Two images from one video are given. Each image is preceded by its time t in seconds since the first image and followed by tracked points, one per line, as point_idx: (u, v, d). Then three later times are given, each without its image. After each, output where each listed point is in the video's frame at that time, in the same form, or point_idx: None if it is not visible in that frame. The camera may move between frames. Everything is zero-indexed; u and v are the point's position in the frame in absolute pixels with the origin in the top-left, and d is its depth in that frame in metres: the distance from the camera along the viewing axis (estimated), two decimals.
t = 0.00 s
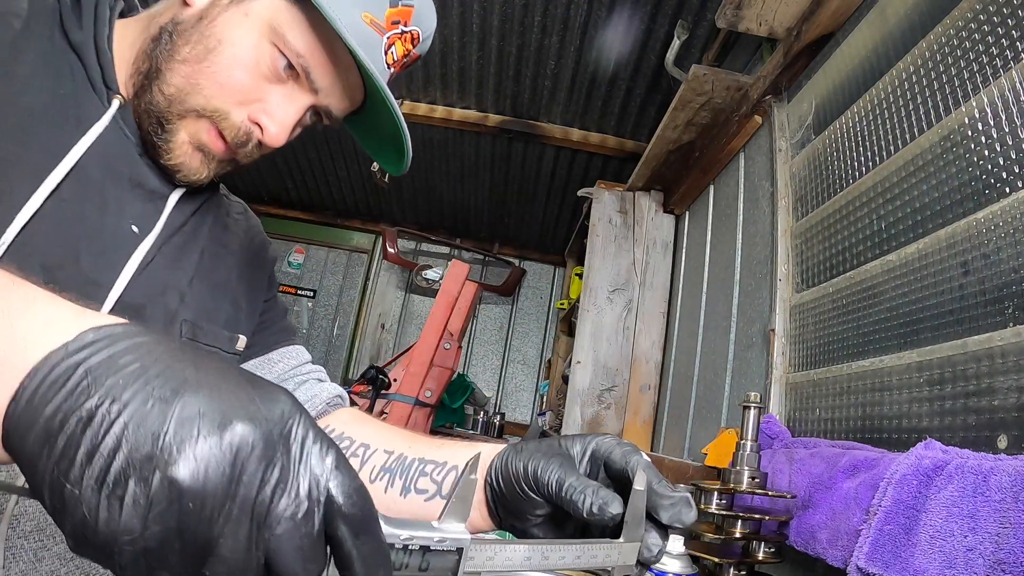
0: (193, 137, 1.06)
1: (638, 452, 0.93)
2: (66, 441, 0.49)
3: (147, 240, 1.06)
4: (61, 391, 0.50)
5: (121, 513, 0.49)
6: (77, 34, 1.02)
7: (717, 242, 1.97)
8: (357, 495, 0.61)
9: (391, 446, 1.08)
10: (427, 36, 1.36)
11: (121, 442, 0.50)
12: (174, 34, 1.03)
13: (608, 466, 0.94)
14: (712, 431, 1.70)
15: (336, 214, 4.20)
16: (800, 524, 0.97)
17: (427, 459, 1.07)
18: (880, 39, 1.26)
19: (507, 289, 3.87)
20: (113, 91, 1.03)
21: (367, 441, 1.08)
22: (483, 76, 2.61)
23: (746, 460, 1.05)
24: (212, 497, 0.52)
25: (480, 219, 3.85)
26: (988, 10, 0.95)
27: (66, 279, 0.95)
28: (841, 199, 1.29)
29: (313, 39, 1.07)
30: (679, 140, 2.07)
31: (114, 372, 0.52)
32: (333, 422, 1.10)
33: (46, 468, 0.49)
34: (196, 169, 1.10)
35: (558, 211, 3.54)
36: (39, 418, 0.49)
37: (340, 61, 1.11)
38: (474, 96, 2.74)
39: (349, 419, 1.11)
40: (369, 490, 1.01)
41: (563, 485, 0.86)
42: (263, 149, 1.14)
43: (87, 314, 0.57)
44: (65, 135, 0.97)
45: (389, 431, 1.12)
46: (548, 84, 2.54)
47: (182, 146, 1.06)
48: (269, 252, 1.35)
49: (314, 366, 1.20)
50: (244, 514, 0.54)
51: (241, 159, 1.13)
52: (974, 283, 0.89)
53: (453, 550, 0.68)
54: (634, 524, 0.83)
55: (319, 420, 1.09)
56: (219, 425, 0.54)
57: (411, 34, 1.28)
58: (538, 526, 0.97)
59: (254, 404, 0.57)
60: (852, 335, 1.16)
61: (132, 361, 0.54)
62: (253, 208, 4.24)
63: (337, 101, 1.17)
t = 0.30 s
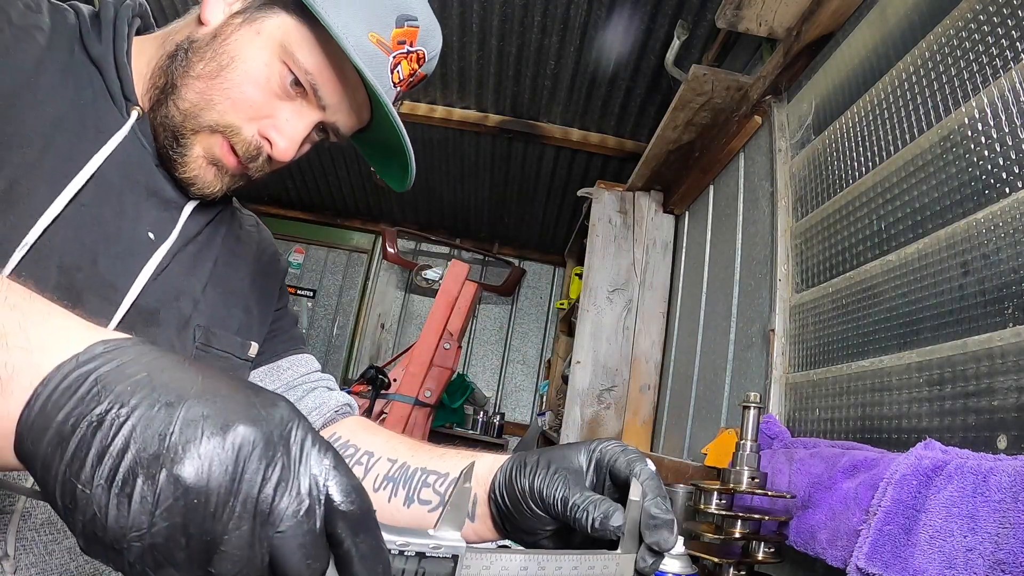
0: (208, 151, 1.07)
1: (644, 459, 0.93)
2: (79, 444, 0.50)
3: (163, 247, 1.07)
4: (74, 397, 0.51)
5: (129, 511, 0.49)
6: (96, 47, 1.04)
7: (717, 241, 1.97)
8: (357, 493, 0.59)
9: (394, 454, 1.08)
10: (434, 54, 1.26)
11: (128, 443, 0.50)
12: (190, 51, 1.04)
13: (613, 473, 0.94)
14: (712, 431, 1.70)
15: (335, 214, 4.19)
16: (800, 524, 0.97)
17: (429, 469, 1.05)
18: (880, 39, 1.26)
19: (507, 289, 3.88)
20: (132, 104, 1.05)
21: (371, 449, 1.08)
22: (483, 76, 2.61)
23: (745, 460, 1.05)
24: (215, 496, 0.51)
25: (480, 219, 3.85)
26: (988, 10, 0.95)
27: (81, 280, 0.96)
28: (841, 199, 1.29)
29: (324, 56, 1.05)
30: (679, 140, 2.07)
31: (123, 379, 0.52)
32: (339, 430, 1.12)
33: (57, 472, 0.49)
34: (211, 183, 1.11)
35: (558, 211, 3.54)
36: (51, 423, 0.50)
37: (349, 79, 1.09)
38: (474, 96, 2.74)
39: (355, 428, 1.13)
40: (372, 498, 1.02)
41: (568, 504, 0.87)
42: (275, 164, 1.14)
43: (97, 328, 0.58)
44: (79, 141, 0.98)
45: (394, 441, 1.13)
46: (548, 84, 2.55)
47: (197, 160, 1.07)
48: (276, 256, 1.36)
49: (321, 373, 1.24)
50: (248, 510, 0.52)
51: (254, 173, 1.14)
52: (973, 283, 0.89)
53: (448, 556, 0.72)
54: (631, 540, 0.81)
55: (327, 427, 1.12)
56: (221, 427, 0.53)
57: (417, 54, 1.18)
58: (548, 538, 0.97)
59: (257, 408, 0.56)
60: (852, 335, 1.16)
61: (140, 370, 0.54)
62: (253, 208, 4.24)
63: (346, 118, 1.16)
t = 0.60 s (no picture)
0: (208, 154, 1.07)
1: (642, 461, 0.93)
2: (87, 435, 0.52)
3: (165, 249, 1.07)
4: (82, 390, 0.53)
5: (134, 500, 0.51)
6: (99, 51, 1.04)
7: (717, 241, 1.97)
8: (349, 487, 0.61)
9: (391, 458, 1.08)
10: (434, 58, 1.26)
11: (133, 435, 0.52)
12: (191, 55, 1.05)
13: (612, 478, 0.94)
14: (712, 431, 1.70)
15: (335, 214, 4.19)
16: (800, 525, 0.97)
17: (425, 475, 1.05)
18: (880, 39, 1.26)
19: (507, 289, 3.87)
20: (134, 105, 1.06)
21: (368, 452, 1.08)
22: (483, 76, 2.61)
23: (745, 460, 1.05)
24: (214, 489, 0.54)
25: (480, 219, 3.85)
26: (988, 9, 0.95)
27: (83, 281, 0.96)
28: (841, 199, 1.29)
29: (321, 59, 1.05)
30: (679, 140, 2.07)
31: (129, 373, 0.54)
32: (338, 431, 1.11)
33: (68, 461, 0.52)
34: (211, 187, 1.11)
35: (558, 211, 3.54)
36: (61, 415, 0.52)
37: (347, 83, 1.09)
38: (474, 95, 2.74)
39: (354, 429, 1.13)
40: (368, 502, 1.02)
41: (569, 514, 0.87)
42: (274, 167, 1.14)
43: (106, 321, 0.60)
44: (83, 143, 0.98)
45: (392, 444, 1.13)
46: (548, 84, 2.55)
47: (198, 164, 1.07)
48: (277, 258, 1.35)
49: (320, 373, 1.24)
50: (245, 502, 0.55)
51: (254, 177, 1.14)
52: (973, 284, 0.89)
53: (443, 552, 0.73)
54: (633, 547, 0.81)
55: (326, 427, 1.11)
56: (221, 422, 0.55)
57: (417, 58, 1.18)
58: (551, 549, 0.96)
59: (255, 404, 0.58)
60: (852, 335, 1.16)
61: (145, 364, 0.55)
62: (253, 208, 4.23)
63: (344, 122, 1.15)
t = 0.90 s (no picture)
0: (206, 155, 1.07)
1: (642, 461, 0.93)
2: (80, 430, 0.52)
3: (163, 250, 1.07)
4: (76, 384, 0.52)
5: (125, 493, 0.51)
6: (98, 51, 1.05)
7: (717, 241, 1.97)
8: (342, 480, 0.60)
9: (391, 459, 1.08)
10: (433, 62, 1.26)
11: (123, 429, 0.52)
12: (189, 55, 1.05)
13: (611, 478, 0.94)
14: (712, 431, 1.70)
15: (336, 214, 4.19)
16: (800, 525, 0.97)
17: (425, 476, 1.05)
18: (880, 39, 1.26)
19: (507, 289, 3.87)
20: (131, 106, 1.05)
21: (368, 453, 1.08)
22: (483, 76, 2.61)
23: (745, 460, 1.05)
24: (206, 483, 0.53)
25: (480, 219, 3.85)
26: (988, 9, 0.95)
27: (81, 283, 0.96)
28: (841, 198, 1.29)
29: (318, 60, 1.05)
30: (679, 140, 2.07)
31: (121, 368, 0.54)
32: (336, 432, 1.11)
33: (62, 454, 0.52)
34: (209, 188, 1.11)
35: (558, 211, 3.54)
36: (56, 409, 0.52)
37: (344, 85, 1.09)
38: (474, 96, 2.74)
39: (353, 430, 1.13)
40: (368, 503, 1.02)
41: (571, 514, 0.87)
42: (271, 168, 1.14)
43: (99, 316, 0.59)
44: (81, 143, 0.98)
45: (392, 445, 1.12)
46: (548, 84, 2.55)
47: (195, 164, 1.07)
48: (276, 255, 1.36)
49: (321, 373, 1.23)
50: (236, 493, 0.55)
51: (251, 178, 1.14)
52: (973, 283, 0.89)
53: (441, 551, 0.74)
54: (634, 548, 0.81)
55: (324, 428, 1.12)
56: (212, 415, 0.55)
57: (416, 61, 1.18)
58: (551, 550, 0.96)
59: (246, 399, 0.58)
60: (852, 335, 1.16)
61: (138, 360, 0.55)
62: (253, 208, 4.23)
63: (341, 124, 1.15)
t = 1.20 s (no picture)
0: (205, 155, 1.07)
1: (643, 463, 0.93)
2: (42, 392, 0.56)
3: (161, 250, 1.07)
4: (43, 348, 0.57)
5: (71, 454, 0.55)
6: (96, 49, 1.05)
7: (716, 241, 1.97)
8: (270, 475, 0.66)
9: (393, 459, 1.08)
10: (434, 65, 1.26)
11: (79, 395, 0.56)
12: (188, 55, 1.05)
13: (612, 479, 0.94)
14: (712, 431, 1.70)
15: (336, 214, 4.19)
16: (800, 525, 0.97)
17: (427, 475, 1.05)
18: (880, 39, 1.26)
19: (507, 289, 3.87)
20: (129, 105, 1.05)
21: (369, 452, 1.08)
22: (483, 76, 2.61)
23: (745, 460, 1.05)
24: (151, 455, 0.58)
25: (480, 219, 3.85)
26: (988, 9, 0.95)
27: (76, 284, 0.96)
28: (841, 198, 1.29)
29: (317, 62, 1.05)
30: (679, 140, 2.07)
31: (87, 339, 0.58)
32: (337, 431, 1.12)
33: (21, 410, 0.56)
34: (206, 188, 1.10)
35: (558, 211, 3.54)
36: (20, 368, 0.56)
37: (343, 87, 1.09)
38: (474, 96, 2.74)
39: (354, 429, 1.13)
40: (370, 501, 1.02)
41: (571, 514, 0.87)
42: (270, 170, 1.13)
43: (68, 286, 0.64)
44: (79, 143, 0.98)
45: (392, 444, 1.12)
46: (548, 84, 2.55)
47: (194, 164, 1.07)
48: (276, 254, 1.36)
49: (323, 373, 1.23)
50: (173, 470, 0.59)
51: (250, 179, 1.13)
52: (973, 283, 0.89)
53: (436, 544, 0.79)
54: (634, 549, 0.81)
55: (325, 427, 1.12)
56: (161, 393, 0.59)
57: (417, 64, 1.18)
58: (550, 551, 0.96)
59: (199, 380, 0.62)
60: (852, 336, 1.16)
61: (102, 331, 0.59)
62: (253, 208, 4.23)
63: (340, 126, 1.15)
